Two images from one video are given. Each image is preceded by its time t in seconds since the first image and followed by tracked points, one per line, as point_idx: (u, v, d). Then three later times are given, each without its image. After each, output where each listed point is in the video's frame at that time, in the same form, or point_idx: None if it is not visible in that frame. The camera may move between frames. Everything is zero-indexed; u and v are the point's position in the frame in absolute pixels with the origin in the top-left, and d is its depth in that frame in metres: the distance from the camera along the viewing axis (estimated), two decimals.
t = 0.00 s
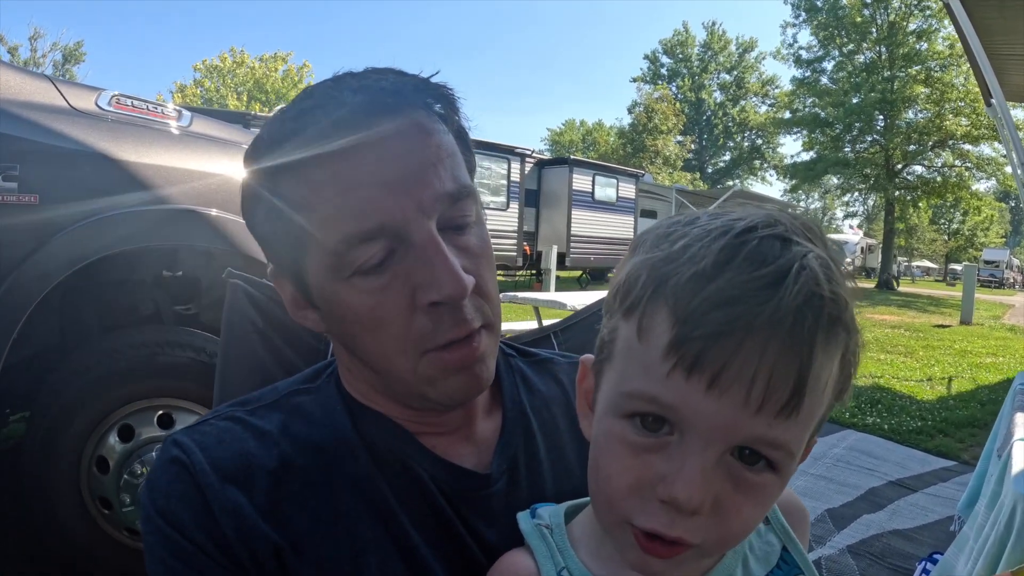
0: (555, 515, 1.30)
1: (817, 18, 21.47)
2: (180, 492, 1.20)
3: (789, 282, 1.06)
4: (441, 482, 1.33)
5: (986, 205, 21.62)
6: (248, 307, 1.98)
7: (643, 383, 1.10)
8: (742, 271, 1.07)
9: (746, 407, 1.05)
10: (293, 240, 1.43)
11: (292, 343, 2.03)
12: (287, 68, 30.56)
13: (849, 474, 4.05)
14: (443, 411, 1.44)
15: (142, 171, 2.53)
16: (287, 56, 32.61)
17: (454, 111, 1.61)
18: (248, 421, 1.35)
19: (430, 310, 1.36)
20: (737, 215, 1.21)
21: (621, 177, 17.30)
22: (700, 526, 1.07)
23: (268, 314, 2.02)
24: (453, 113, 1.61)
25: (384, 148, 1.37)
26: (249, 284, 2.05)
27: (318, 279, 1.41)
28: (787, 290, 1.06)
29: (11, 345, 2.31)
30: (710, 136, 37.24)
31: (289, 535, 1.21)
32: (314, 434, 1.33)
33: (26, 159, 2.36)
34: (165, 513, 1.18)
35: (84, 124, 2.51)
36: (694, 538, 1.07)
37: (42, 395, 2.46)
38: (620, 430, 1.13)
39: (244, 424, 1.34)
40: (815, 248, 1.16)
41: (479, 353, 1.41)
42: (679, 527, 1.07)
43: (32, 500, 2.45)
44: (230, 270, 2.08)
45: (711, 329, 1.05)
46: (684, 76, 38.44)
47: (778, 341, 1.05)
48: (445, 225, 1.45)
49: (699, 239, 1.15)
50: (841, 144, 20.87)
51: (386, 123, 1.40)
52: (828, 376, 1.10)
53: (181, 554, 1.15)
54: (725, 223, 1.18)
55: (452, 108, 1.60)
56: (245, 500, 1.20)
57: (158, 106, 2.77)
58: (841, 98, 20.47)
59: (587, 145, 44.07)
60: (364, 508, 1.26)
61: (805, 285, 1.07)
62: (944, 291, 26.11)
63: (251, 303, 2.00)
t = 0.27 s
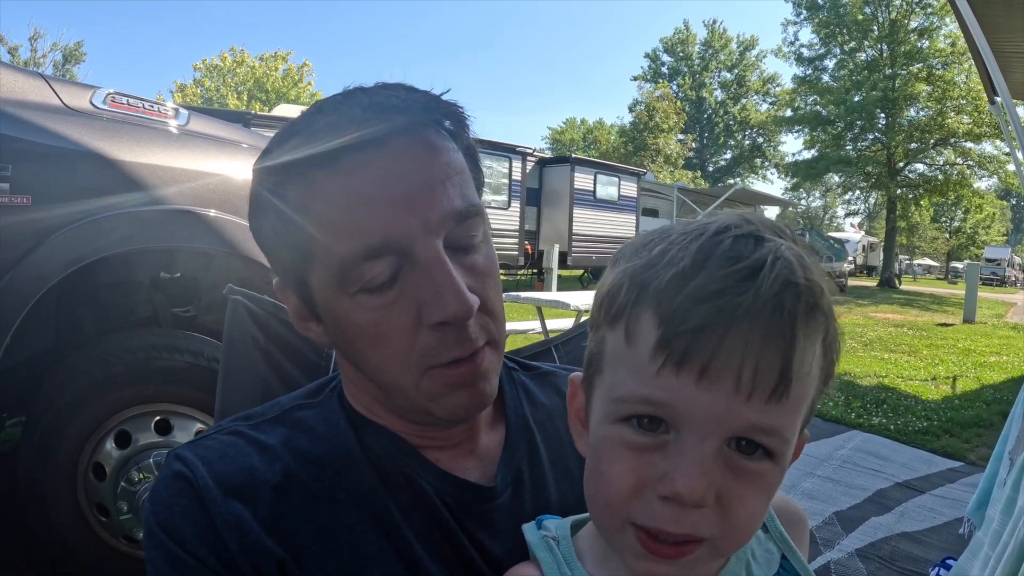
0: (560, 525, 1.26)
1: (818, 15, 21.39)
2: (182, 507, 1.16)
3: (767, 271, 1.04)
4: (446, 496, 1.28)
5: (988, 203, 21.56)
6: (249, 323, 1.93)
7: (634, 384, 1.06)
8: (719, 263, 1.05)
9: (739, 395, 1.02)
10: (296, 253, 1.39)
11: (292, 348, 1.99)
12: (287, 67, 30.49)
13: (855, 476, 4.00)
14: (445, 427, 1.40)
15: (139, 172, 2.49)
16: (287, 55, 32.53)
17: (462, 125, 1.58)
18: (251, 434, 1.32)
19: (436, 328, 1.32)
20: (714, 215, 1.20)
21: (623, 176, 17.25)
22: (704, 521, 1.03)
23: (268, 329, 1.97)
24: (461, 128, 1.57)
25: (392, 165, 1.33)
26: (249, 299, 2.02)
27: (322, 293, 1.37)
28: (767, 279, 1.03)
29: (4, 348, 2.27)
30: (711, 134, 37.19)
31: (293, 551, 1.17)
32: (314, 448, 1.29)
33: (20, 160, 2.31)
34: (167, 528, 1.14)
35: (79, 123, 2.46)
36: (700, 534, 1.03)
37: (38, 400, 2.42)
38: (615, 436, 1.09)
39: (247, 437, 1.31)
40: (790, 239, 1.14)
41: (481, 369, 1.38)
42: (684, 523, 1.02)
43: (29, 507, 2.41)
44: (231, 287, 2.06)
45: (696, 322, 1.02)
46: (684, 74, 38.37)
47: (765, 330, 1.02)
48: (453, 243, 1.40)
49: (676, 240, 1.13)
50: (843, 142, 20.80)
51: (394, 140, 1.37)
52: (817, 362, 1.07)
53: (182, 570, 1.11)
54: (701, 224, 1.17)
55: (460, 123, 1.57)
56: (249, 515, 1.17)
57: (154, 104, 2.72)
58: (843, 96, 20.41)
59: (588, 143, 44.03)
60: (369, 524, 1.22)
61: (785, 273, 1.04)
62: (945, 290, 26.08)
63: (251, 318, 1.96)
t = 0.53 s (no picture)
0: (560, 520, 1.29)
1: (819, 13, 21.36)
2: (182, 505, 1.17)
3: (651, 235, 1.22)
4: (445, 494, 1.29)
5: (989, 201, 21.53)
6: (249, 320, 1.91)
7: (580, 364, 1.16)
8: (613, 242, 1.21)
9: (673, 332, 1.13)
10: (298, 257, 1.39)
11: (292, 348, 1.99)
12: (287, 66, 30.48)
13: (856, 473, 4.01)
14: (445, 425, 1.40)
15: (140, 171, 2.49)
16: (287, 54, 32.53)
17: (464, 126, 1.57)
18: (250, 434, 1.33)
19: (437, 332, 1.31)
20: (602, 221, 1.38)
21: (623, 174, 17.24)
22: (687, 453, 1.10)
23: (268, 326, 1.95)
24: (464, 128, 1.56)
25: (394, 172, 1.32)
26: (250, 296, 1.99)
27: (323, 296, 1.37)
28: (654, 239, 1.21)
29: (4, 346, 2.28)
30: (712, 132, 37.16)
31: (290, 549, 1.17)
32: (314, 447, 1.29)
33: (20, 160, 2.32)
34: (167, 526, 1.15)
35: (79, 123, 2.47)
36: (689, 467, 1.10)
37: (39, 400, 2.42)
38: (584, 419, 1.16)
39: (247, 436, 1.32)
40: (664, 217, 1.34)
41: (479, 370, 1.38)
42: (673, 460, 1.09)
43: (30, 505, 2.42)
44: (230, 283, 2.01)
45: (612, 287, 1.16)
46: (685, 73, 38.33)
47: (671, 278, 1.16)
48: (456, 247, 1.39)
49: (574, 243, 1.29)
50: (844, 140, 20.78)
51: (396, 145, 1.36)
52: (724, 294, 1.21)
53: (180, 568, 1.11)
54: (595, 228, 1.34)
55: (463, 124, 1.56)
56: (246, 513, 1.17)
57: (154, 103, 2.72)
58: (843, 94, 20.39)
59: (588, 142, 44.02)
60: (366, 523, 1.22)
61: (666, 233, 1.22)
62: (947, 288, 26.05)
63: (250, 316, 1.93)
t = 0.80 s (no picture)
0: (552, 507, 1.32)
1: (820, 11, 21.34)
2: (173, 491, 1.20)
3: (606, 230, 1.31)
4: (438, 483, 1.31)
5: (989, 199, 21.51)
6: (246, 305, 1.94)
7: (563, 358, 1.21)
8: (575, 242, 1.29)
9: (646, 312, 1.21)
10: (293, 226, 1.41)
11: (290, 342, 2.02)
12: (288, 65, 30.49)
13: (853, 469, 4.03)
14: (436, 406, 1.40)
15: (142, 169, 2.52)
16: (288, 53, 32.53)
17: (469, 105, 1.57)
18: (242, 420, 1.36)
19: (425, 304, 1.31)
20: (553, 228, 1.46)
21: (624, 172, 17.25)
22: (683, 425, 1.15)
23: (265, 312, 1.98)
24: (469, 107, 1.56)
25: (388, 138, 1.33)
26: (247, 280, 2.01)
27: (317, 266, 1.38)
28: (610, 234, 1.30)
29: (9, 342, 2.30)
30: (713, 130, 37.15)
31: (279, 535, 1.19)
32: (307, 433, 1.31)
33: (24, 158, 2.33)
34: (158, 512, 1.18)
35: (82, 122, 2.49)
36: (687, 438, 1.15)
37: (43, 395, 2.45)
38: (577, 412, 1.19)
39: (239, 423, 1.35)
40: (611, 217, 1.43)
41: (472, 348, 1.35)
42: (672, 434, 1.14)
43: (34, 499, 2.44)
44: (226, 267, 2.03)
45: (582, 280, 1.22)
46: (686, 71, 38.31)
47: (633, 265, 1.25)
48: (448, 220, 1.39)
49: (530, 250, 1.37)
50: (845, 139, 20.79)
51: (392, 114, 1.37)
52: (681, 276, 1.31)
53: (171, 553, 1.14)
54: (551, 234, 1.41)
55: (468, 102, 1.56)
56: (237, 499, 1.19)
57: (157, 102, 2.76)
58: (844, 92, 20.39)
59: (588, 140, 44.02)
60: (356, 510, 1.24)
61: (618, 228, 1.32)
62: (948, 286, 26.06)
63: (248, 300, 1.96)
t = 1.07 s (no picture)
0: (547, 489, 1.36)
1: (820, 9, 21.36)
2: (162, 463, 1.22)
3: (588, 227, 1.40)
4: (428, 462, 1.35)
5: (989, 197, 21.52)
6: (237, 280, 2.00)
7: (559, 348, 1.28)
8: (560, 240, 1.38)
9: (632, 299, 1.29)
10: (289, 189, 1.45)
11: (287, 330, 2.06)
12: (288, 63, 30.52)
13: (846, 463, 4.07)
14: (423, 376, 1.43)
15: (145, 166, 2.57)
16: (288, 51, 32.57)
17: (470, 81, 1.60)
18: (232, 395, 1.39)
19: (414, 270, 1.34)
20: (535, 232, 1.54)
21: (623, 170, 17.29)
22: (674, 399, 1.24)
23: (258, 288, 2.04)
24: (469, 83, 1.60)
25: (387, 105, 1.38)
26: (239, 256, 2.08)
27: (310, 230, 1.42)
28: (592, 231, 1.39)
29: (16, 336, 2.33)
30: (713, 129, 37.17)
31: (266, 508, 1.22)
32: (298, 409, 1.35)
33: (30, 155, 2.38)
34: (147, 483, 1.20)
35: (86, 119, 2.54)
36: (677, 410, 1.24)
37: (47, 386, 2.50)
38: (575, 399, 1.26)
39: (229, 397, 1.38)
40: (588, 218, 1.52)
41: (459, 318, 1.39)
42: (665, 407, 1.23)
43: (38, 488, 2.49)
44: (222, 244, 2.11)
45: (571, 274, 1.30)
46: (686, 69, 38.31)
47: (615, 257, 1.33)
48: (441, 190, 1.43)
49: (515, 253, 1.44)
50: (844, 137, 20.81)
51: (393, 84, 1.41)
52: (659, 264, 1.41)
53: (162, 524, 1.17)
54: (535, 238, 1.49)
55: (469, 78, 1.60)
56: (225, 472, 1.22)
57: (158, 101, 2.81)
58: (843, 90, 20.41)
59: (588, 138, 44.05)
60: (344, 486, 1.28)
61: (599, 225, 1.41)
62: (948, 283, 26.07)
63: (240, 275, 2.01)
